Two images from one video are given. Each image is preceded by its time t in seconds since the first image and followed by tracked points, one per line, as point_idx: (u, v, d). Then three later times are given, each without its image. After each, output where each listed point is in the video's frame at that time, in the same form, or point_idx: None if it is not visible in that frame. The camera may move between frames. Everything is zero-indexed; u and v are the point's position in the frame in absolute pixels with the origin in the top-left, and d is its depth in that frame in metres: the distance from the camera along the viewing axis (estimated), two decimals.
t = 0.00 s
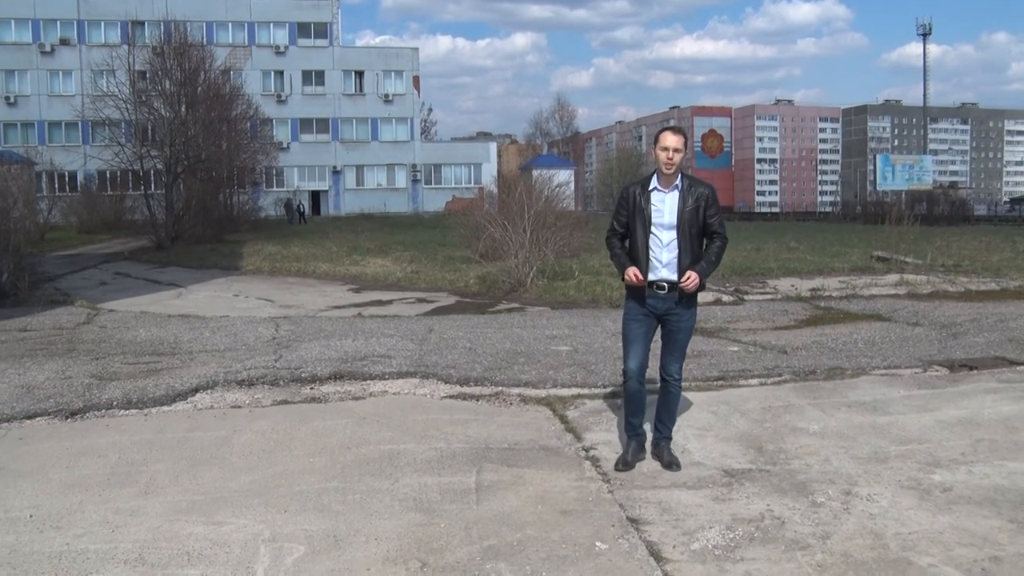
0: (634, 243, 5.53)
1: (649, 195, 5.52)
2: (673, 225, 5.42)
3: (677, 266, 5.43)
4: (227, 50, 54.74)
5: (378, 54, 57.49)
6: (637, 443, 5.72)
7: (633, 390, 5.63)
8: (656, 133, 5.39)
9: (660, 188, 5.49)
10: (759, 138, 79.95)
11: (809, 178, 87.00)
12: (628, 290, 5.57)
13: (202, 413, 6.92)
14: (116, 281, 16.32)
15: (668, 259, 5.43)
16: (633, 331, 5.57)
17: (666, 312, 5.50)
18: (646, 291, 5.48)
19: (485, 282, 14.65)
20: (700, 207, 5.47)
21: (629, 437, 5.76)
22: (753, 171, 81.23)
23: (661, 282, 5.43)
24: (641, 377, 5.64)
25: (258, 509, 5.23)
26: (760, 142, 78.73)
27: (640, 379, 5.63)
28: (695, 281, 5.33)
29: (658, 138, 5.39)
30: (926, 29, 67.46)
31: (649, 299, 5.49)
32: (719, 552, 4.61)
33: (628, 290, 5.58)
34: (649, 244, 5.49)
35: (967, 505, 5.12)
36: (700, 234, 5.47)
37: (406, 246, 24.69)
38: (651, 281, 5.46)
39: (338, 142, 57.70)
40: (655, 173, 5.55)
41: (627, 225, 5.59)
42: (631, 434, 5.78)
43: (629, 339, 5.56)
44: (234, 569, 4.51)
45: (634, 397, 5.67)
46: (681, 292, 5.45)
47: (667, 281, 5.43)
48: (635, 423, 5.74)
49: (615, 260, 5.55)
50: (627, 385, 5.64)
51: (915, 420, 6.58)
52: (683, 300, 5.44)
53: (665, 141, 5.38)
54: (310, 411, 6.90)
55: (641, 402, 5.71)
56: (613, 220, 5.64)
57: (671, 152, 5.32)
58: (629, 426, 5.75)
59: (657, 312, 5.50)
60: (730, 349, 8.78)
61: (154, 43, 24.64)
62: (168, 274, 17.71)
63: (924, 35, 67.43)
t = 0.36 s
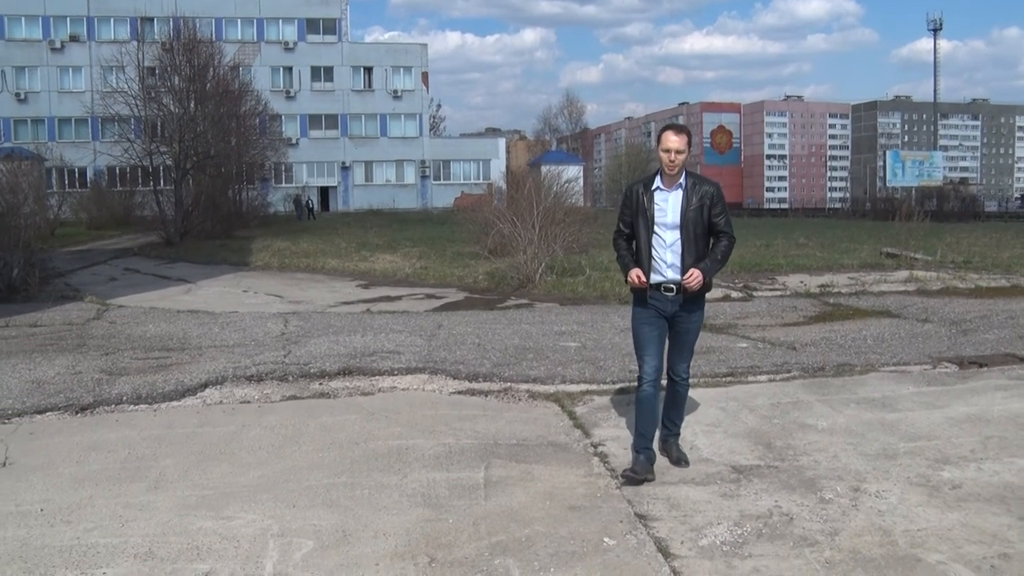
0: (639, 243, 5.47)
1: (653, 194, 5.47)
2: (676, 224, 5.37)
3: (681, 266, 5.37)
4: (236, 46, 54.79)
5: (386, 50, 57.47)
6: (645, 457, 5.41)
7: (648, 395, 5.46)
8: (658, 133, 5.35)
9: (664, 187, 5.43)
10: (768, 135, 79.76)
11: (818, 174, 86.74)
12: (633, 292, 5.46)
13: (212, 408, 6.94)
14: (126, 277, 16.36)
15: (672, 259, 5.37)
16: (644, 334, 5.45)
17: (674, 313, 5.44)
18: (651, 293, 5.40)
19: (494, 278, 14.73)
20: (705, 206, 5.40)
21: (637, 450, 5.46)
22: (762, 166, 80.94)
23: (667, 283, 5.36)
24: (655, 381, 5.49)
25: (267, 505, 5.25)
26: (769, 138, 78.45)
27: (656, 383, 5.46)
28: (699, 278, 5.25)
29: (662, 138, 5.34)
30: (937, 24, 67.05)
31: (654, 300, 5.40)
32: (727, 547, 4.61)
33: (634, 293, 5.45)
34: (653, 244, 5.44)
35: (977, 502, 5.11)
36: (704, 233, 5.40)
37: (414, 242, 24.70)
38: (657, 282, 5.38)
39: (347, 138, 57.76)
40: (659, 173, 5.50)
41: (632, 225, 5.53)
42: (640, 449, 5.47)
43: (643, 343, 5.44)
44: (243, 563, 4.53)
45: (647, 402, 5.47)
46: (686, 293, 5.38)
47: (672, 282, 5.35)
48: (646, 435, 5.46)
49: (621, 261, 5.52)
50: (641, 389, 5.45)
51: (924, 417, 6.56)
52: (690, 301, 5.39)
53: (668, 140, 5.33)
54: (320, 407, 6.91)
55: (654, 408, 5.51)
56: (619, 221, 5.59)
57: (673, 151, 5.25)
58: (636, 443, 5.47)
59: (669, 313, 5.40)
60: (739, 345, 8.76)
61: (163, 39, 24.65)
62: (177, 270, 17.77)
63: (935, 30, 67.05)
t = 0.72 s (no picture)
0: (635, 240, 5.25)
1: (649, 188, 5.25)
2: (676, 219, 5.18)
3: (682, 263, 5.19)
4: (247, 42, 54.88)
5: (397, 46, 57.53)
6: (657, 462, 5.36)
7: (653, 397, 5.33)
8: (649, 125, 5.14)
9: (660, 181, 5.23)
10: (780, 131, 79.61)
11: (829, 171, 86.50)
12: (633, 293, 5.29)
13: (223, 403, 6.97)
14: (137, 272, 16.42)
15: (673, 256, 5.18)
16: (644, 337, 5.29)
17: (676, 311, 5.27)
18: (652, 292, 5.22)
19: (504, 274, 14.69)
20: (702, 200, 5.21)
21: (648, 454, 5.38)
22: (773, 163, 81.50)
23: (667, 281, 5.18)
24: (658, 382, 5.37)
25: (278, 499, 5.26)
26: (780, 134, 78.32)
27: (659, 384, 5.34)
28: (704, 278, 5.09)
29: (653, 130, 5.14)
30: (950, 21, 66.74)
31: (654, 299, 5.23)
32: (737, 544, 4.61)
33: (633, 293, 5.27)
34: (650, 240, 5.23)
35: (988, 500, 5.09)
36: (704, 227, 5.23)
37: (424, 238, 24.75)
38: (656, 280, 5.20)
39: (358, 133, 57.79)
40: (653, 167, 5.30)
41: (626, 221, 5.31)
42: (651, 451, 5.39)
43: (642, 345, 5.30)
44: (254, 557, 4.55)
45: (652, 406, 5.36)
46: (688, 290, 5.22)
47: (672, 280, 5.19)
48: (655, 437, 5.37)
49: (615, 259, 5.29)
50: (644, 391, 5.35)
51: (935, 414, 6.54)
52: (693, 299, 5.22)
53: (662, 132, 5.13)
54: (331, 402, 6.93)
55: (659, 410, 5.40)
56: (612, 217, 5.35)
57: (670, 145, 5.06)
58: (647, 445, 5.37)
59: (670, 312, 5.25)
60: (749, 342, 8.75)
61: (175, 34, 24.73)
62: (188, 265, 17.82)
63: (948, 27, 66.74)
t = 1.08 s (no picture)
0: (634, 237, 5.11)
1: (646, 183, 5.12)
2: (675, 213, 5.06)
3: (683, 257, 5.06)
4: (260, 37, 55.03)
5: (410, 41, 57.59)
6: (669, 457, 5.32)
7: (661, 396, 5.34)
8: (642, 116, 5.04)
9: (656, 176, 5.12)
10: (794, 127, 79.33)
11: (843, 167, 86.13)
12: (633, 292, 5.19)
13: (236, 397, 6.99)
14: (151, 267, 16.49)
15: (673, 251, 5.06)
16: (647, 337, 5.22)
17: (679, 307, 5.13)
18: (653, 288, 5.09)
19: (517, 270, 14.71)
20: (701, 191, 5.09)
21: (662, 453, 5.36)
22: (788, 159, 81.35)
23: (668, 276, 5.05)
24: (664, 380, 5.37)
25: (291, 493, 5.29)
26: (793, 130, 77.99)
27: (667, 383, 5.33)
28: (707, 269, 4.95)
29: (646, 122, 5.05)
30: (966, 15, 66.26)
31: (654, 298, 5.11)
32: (749, 541, 4.60)
33: (633, 292, 5.18)
34: (650, 236, 5.10)
35: (1003, 499, 5.06)
36: (704, 220, 5.10)
37: (438, 233, 24.75)
38: (657, 276, 5.08)
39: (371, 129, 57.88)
40: (648, 161, 5.18)
41: (623, 218, 5.18)
42: (664, 449, 5.37)
43: (645, 345, 5.24)
44: (268, 551, 4.57)
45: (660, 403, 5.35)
46: (690, 284, 5.08)
47: (673, 276, 5.05)
48: (666, 436, 5.34)
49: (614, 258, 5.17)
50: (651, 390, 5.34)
51: (949, 411, 6.51)
52: (695, 293, 5.08)
53: (656, 123, 5.03)
54: (344, 397, 6.95)
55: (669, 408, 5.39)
56: (608, 216, 5.21)
57: (665, 135, 4.95)
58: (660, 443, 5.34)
59: (669, 309, 5.11)
60: (762, 338, 8.73)
61: (189, 30, 24.83)
62: (203, 260, 17.91)
63: (964, 21, 66.23)
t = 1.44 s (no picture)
0: (636, 236, 5.01)
1: (648, 181, 4.98)
2: (675, 213, 4.90)
3: (681, 256, 4.90)
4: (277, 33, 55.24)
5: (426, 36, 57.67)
6: (664, 466, 5.01)
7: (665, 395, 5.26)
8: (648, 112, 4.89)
9: (659, 173, 4.96)
10: (810, 124, 78.93)
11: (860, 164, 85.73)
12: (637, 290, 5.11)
13: (251, 392, 7.02)
14: (168, 262, 16.60)
15: (671, 251, 4.91)
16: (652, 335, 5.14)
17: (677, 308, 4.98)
18: (651, 287, 4.98)
19: (533, 265, 14.74)
20: (705, 190, 4.89)
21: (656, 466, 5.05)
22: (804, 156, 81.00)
23: (666, 276, 4.91)
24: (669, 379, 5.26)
25: (305, 487, 5.31)
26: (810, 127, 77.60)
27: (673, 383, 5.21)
28: (700, 272, 4.75)
29: (652, 118, 4.90)
30: (987, 11, 65.64)
31: (653, 297, 4.99)
32: (764, 538, 4.59)
33: (635, 289, 5.10)
34: (650, 235, 4.96)
35: (1021, 499, 5.03)
36: (707, 222, 4.91)
37: (454, 229, 24.79)
38: (656, 276, 4.96)
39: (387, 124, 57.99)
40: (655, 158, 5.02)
41: (626, 216, 5.07)
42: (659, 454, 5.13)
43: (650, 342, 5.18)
44: (283, 545, 4.60)
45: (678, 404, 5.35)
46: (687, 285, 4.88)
47: (672, 276, 4.91)
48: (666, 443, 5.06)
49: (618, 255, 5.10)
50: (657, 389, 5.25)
51: (967, 410, 6.46)
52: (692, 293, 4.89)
53: (662, 119, 4.88)
54: (357, 392, 6.97)
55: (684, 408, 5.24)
56: (615, 214, 5.12)
57: (665, 131, 4.80)
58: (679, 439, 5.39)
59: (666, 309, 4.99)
60: (778, 336, 8.69)
61: (205, 26, 24.96)
62: (219, 254, 18.01)
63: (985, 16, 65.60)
